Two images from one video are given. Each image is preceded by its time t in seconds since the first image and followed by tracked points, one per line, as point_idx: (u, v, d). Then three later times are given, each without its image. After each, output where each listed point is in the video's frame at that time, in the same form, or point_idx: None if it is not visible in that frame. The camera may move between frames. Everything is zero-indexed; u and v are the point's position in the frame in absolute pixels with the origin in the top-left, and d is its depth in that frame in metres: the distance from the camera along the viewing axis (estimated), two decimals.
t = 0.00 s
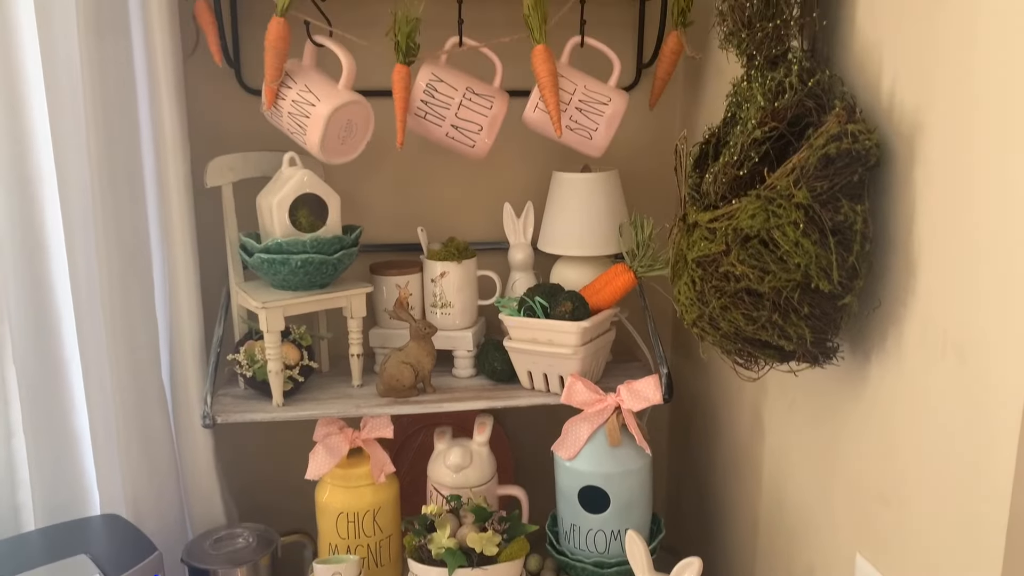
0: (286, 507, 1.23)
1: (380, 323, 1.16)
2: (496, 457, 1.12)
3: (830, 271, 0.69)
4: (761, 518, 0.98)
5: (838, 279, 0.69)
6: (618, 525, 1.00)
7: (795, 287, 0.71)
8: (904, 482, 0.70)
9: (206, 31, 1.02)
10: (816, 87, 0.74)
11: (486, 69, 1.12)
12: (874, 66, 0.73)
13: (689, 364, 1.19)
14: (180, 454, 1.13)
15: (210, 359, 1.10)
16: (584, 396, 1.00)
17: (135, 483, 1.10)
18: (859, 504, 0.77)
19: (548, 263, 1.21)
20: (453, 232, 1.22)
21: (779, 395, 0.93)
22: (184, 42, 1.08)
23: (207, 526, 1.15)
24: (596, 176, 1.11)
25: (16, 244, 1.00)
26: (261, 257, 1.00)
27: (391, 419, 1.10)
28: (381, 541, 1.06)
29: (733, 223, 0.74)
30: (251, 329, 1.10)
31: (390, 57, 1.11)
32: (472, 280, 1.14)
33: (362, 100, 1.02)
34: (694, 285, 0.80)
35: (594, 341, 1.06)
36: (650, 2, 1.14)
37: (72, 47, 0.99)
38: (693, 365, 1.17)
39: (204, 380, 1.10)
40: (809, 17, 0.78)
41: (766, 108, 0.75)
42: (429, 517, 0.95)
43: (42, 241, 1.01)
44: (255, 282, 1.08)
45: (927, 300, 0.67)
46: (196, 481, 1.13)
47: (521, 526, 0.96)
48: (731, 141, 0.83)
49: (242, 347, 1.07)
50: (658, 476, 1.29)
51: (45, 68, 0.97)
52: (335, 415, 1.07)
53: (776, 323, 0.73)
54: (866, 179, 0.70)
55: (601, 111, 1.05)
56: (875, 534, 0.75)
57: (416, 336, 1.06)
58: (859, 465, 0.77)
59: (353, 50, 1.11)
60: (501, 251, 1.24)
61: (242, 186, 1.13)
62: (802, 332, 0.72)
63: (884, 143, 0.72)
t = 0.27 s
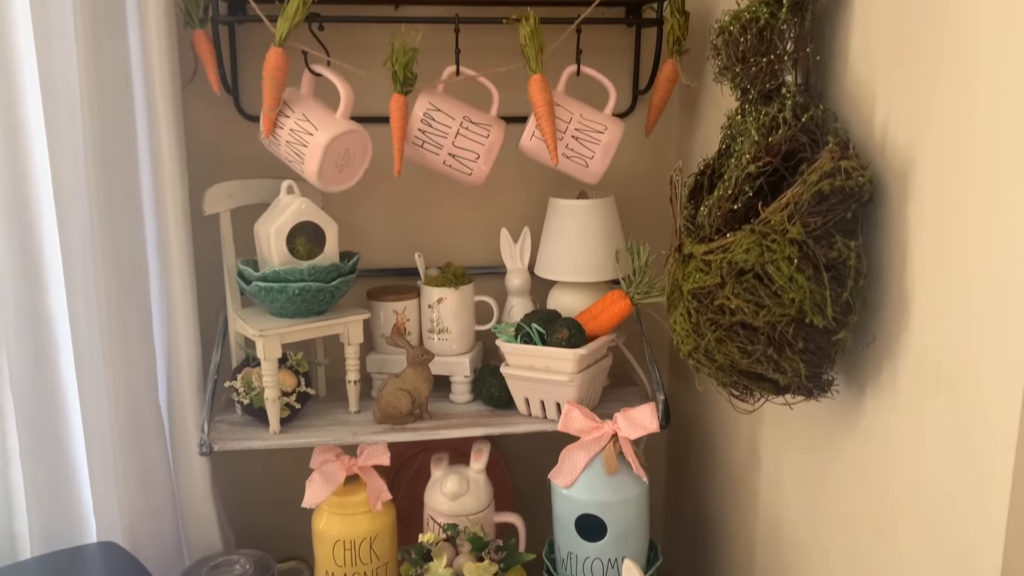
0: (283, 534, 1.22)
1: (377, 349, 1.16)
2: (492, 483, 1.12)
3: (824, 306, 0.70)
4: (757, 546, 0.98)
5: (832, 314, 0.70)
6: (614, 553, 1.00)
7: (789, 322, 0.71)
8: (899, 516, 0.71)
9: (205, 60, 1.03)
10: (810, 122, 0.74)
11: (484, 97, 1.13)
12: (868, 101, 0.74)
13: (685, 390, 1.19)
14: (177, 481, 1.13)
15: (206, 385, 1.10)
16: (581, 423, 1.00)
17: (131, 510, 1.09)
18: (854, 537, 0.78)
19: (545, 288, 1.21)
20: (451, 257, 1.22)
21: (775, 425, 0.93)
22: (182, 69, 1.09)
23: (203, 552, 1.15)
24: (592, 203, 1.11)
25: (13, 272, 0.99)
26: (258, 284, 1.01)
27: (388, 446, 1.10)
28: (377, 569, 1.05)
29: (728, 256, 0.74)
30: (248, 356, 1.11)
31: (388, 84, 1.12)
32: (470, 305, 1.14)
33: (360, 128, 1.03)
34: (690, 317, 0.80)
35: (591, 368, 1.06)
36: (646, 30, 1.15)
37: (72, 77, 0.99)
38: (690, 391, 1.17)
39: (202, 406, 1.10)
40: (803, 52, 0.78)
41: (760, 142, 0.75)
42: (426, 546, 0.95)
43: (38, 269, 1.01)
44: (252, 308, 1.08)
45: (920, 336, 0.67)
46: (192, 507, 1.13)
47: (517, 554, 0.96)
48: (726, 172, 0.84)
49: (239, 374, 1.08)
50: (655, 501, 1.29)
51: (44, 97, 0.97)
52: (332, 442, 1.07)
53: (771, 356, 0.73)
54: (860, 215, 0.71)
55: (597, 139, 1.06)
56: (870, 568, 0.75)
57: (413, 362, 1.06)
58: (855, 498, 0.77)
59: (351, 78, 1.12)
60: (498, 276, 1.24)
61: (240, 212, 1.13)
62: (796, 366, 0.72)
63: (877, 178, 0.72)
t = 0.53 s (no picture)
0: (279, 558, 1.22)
1: (374, 372, 1.16)
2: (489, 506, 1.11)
3: (818, 334, 0.70)
4: (754, 571, 0.98)
5: (826, 342, 0.70)
6: None
7: (783, 350, 0.72)
8: (895, 544, 0.71)
9: (204, 85, 1.04)
10: (803, 151, 0.75)
11: (481, 121, 1.13)
12: (860, 130, 0.75)
13: (682, 412, 1.19)
14: (173, 503, 1.13)
15: (203, 409, 1.10)
16: (577, 447, 1.00)
17: (127, 533, 1.09)
18: (850, 564, 0.77)
19: (541, 310, 1.22)
20: (448, 279, 1.23)
21: (771, 449, 0.93)
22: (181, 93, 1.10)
23: None
24: (588, 225, 1.12)
25: (9, 294, 0.99)
26: (255, 308, 1.01)
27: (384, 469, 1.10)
28: None
29: (722, 283, 0.75)
30: (245, 379, 1.11)
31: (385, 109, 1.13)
32: (466, 327, 1.14)
33: (358, 153, 1.04)
34: (685, 342, 0.80)
35: (588, 391, 1.06)
36: (642, 55, 1.17)
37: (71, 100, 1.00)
38: (687, 413, 1.18)
39: (198, 429, 1.10)
40: (796, 80, 0.79)
41: (754, 171, 0.76)
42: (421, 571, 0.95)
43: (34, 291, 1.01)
44: (250, 331, 1.09)
45: (914, 364, 0.67)
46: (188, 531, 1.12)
47: None
48: (720, 199, 0.85)
49: (236, 397, 1.08)
50: (652, 523, 1.29)
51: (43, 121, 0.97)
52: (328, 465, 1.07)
53: (765, 384, 0.73)
54: (853, 243, 0.71)
55: (593, 163, 1.07)
56: None
57: (410, 386, 1.06)
58: (850, 525, 0.77)
59: (349, 102, 1.12)
60: (495, 297, 1.25)
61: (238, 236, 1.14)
62: (791, 394, 0.73)
63: (870, 207, 0.73)
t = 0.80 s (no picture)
0: None
1: (370, 396, 1.15)
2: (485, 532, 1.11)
3: (812, 365, 0.70)
4: None
5: (820, 372, 0.70)
6: None
7: (778, 380, 0.72)
8: None
9: (202, 111, 1.04)
10: (796, 181, 0.75)
11: (477, 146, 1.14)
12: (853, 160, 0.75)
13: (679, 436, 1.19)
14: (167, 526, 1.14)
15: (198, 433, 1.09)
16: (574, 473, 1.00)
17: (120, 558, 1.09)
18: None
19: (538, 333, 1.22)
20: (444, 302, 1.23)
21: (767, 476, 0.93)
22: (179, 118, 1.10)
23: None
24: (584, 250, 1.12)
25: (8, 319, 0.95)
26: (251, 333, 1.01)
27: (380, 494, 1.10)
28: None
29: (717, 311, 0.75)
30: (241, 404, 1.11)
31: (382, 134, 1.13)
32: (463, 351, 1.14)
33: (355, 179, 1.04)
34: (680, 371, 0.80)
35: (584, 416, 1.06)
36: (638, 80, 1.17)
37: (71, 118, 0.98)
38: (683, 438, 1.17)
39: (193, 454, 1.09)
40: (790, 110, 0.80)
41: (748, 200, 0.76)
42: None
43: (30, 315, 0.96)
44: (246, 356, 1.09)
45: (907, 396, 0.67)
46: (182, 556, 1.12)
47: None
48: (714, 226, 0.85)
49: (232, 422, 1.07)
50: (649, 548, 1.28)
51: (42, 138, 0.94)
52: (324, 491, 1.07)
53: (760, 414, 0.73)
54: (846, 273, 0.72)
55: (589, 189, 1.07)
56: None
57: (406, 411, 1.06)
58: (847, 555, 0.77)
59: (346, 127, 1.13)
60: (491, 320, 1.25)
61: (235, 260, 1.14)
62: (785, 424, 0.73)
63: (863, 237, 0.73)
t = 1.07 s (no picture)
0: None
1: (365, 421, 1.16)
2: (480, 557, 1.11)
3: (804, 396, 0.71)
4: None
5: (811, 404, 0.71)
6: None
7: (770, 411, 0.72)
8: None
9: (199, 139, 1.05)
10: (786, 213, 0.76)
11: (472, 173, 1.15)
12: (842, 191, 0.76)
13: (673, 461, 1.20)
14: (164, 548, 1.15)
15: (194, 459, 1.10)
16: (569, 499, 1.00)
17: None
18: None
19: (533, 357, 1.22)
20: (439, 326, 1.23)
21: (761, 504, 0.93)
22: (176, 145, 1.11)
23: None
24: (577, 275, 1.12)
25: (9, 349, 0.89)
26: (246, 360, 1.01)
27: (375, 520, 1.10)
28: None
29: (709, 342, 0.75)
30: (236, 430, 1.11)
31: (377, 160, 1.14)
32: (458, 376, 1.14)
33: (350, 206, 1.05)
34: (673, 400, 0.80)
35: (579, 442, 1.06)
36: (631, 106, 1.18)
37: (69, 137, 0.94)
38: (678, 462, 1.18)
39: (189, 479, 1.10)
40: (780, 141, 0.81)
41: (739, 231, 0.77)
42: None
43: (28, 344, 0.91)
44: (241, 382, 1.09)
45: (898, 427, 0.68)
46: None
47: None
48: (707, 255, 0.86)
49: (227, 449, 1.08)
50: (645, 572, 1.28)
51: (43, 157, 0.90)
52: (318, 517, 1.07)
53: (753, 445, 0.74)
54: (836, 305, 0.72)
55: (583, 215, 1.08)
56: None
57: (400, 437, 1.06)
58: None
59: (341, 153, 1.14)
60: (485, 344, 1.25)
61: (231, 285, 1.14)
62: (777, 455, 0.73)
63: (853, 268, 0.74)
